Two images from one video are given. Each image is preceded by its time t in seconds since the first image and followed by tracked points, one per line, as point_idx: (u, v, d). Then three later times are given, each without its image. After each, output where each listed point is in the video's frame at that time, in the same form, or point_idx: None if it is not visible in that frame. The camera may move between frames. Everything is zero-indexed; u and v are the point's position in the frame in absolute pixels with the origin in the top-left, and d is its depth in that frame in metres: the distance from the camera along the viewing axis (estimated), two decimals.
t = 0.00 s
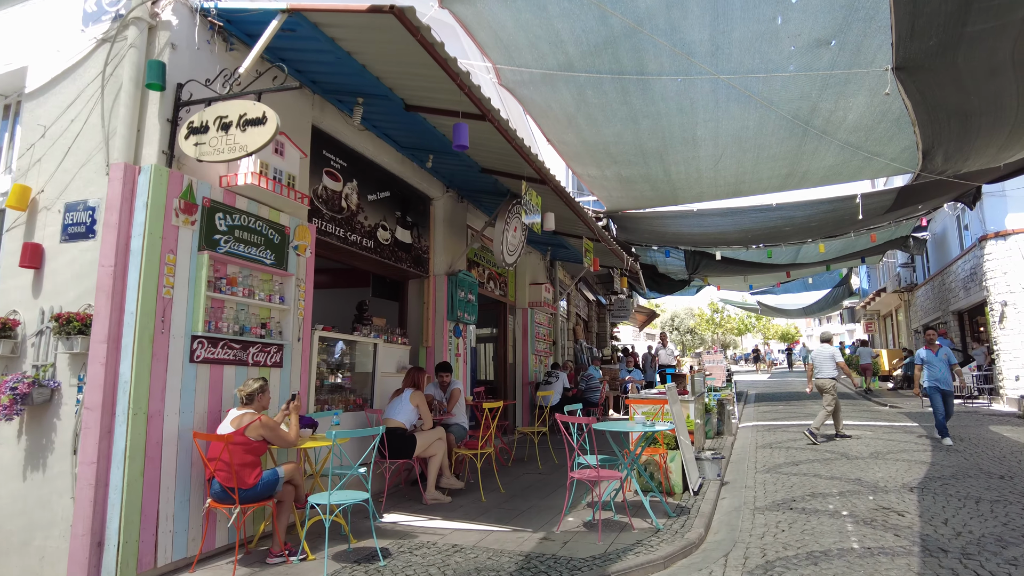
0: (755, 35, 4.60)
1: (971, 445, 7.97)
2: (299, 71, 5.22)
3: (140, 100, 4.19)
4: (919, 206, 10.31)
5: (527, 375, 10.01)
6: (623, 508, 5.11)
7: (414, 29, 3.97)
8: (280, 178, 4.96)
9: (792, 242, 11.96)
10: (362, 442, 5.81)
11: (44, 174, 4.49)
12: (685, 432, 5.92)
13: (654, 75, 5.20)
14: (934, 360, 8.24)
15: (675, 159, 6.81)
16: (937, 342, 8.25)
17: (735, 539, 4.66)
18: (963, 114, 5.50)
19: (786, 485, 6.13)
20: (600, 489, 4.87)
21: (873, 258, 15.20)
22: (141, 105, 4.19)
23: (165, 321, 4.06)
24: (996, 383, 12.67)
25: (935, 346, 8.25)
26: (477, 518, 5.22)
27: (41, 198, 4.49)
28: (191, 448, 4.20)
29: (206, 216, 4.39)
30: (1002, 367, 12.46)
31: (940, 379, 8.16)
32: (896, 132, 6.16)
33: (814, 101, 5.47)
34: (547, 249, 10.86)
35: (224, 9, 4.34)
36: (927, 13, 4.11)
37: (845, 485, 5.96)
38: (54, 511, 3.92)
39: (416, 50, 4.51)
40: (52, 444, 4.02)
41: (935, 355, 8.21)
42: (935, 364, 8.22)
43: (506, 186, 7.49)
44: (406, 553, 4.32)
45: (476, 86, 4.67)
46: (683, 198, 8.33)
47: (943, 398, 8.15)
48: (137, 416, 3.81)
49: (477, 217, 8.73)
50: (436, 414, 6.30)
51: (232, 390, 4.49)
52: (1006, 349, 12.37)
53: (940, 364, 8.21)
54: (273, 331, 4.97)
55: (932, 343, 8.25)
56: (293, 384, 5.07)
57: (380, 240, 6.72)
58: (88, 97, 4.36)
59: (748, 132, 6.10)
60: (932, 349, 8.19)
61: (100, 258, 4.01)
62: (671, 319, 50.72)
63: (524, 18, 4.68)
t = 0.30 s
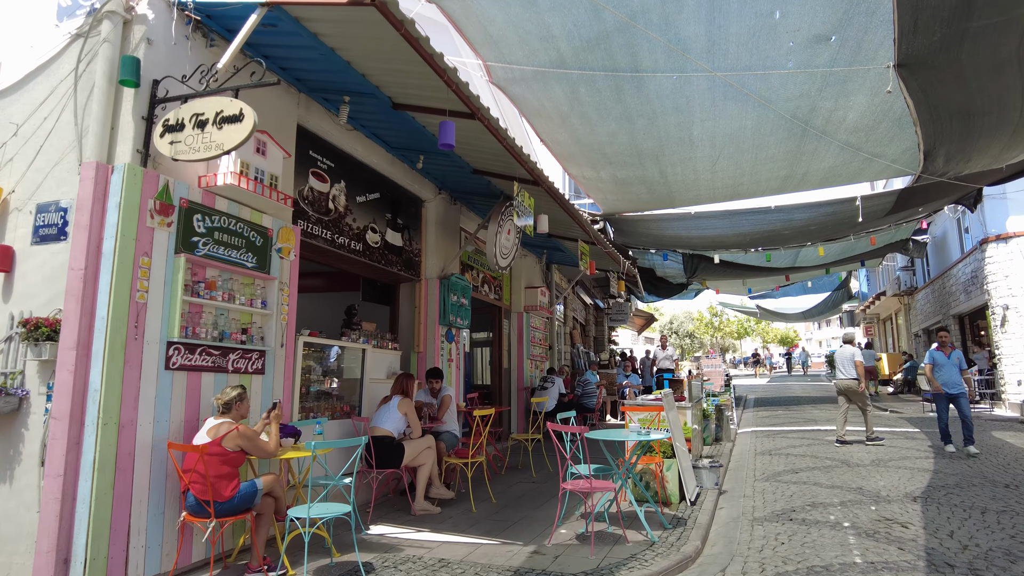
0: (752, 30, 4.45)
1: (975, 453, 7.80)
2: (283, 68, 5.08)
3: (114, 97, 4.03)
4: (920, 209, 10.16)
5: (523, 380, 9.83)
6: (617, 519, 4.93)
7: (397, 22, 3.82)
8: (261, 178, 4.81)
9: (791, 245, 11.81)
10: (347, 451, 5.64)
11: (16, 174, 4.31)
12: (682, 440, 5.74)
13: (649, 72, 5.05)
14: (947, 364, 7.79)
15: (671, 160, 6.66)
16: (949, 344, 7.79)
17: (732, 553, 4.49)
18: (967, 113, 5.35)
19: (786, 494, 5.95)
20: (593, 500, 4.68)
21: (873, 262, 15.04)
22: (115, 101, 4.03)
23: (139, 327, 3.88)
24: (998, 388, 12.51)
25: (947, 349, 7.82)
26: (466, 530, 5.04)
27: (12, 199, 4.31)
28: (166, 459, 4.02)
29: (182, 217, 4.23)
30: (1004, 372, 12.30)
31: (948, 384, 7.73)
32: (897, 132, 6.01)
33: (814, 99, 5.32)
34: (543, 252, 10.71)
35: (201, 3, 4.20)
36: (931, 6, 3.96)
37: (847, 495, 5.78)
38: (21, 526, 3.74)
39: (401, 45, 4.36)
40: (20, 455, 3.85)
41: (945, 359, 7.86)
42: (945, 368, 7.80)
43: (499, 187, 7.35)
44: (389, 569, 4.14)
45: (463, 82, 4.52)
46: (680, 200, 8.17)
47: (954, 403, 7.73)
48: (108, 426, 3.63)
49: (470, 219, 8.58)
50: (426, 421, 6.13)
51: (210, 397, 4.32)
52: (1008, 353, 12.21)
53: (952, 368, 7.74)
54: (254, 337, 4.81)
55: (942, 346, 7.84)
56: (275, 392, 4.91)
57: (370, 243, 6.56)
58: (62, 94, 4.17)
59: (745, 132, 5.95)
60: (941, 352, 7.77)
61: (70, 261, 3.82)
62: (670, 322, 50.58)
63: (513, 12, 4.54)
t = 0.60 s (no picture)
0: (749, 28, 4.35)
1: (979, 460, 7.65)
2: (270, 69, 5.00)
3: (93, 96, 3.91)
4: (920, 213, 10.05)
5: (519, 387, 9.67)
6: (613, 531, 4.79)
7: (383, 20, 3.72)
8: (246, 180, 4.71)
9: (790, 249, 11.70)
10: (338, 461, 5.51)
11: None
12: (680, 448, 5.60)
13: (645, 72, 4.94)
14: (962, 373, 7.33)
15: (668, 162, 6.55)
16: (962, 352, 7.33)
17: (731, 565, 4.34)
18: (969, 114, 5.24)
19: (786, 503, 5.80)
20: (588, 511, 4.53)
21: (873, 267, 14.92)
22: (94, 100, 3.91)
23: (117, 332, 3.75)
24: (1001, 394, 12.36)
25: (963, 356, 7.36)
26: (458, 542, 4.89)
27: None
28: (145, 470, 3.87)
29: (164, 220, 4.10)
30: (1007, 378, 12.15)
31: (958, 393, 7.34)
32: (898, 133, 5.90)
33: (813, 99, 5.21)
34: (540, 257, 10.58)
35: (184, 1, 4.10)
36: (934, 2, 3.85)
37: (849, 505, 5.63)
38: None
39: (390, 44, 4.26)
40: None
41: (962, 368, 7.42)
42: (959, 377, 7.37)
43: (494, 190, 7.23)
44: None
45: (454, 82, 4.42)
46: (678, 204, 8.06)
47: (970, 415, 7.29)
48: (82, 436, 3.48)
49: (466, 223, 8.46)
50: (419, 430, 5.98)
51: (192, 406, 4.19)
52: (1010, 359, 12.08)
53: (964, 377, 7.30)
54: (239, 343, 4.70)
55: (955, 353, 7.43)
56: (260, 400, 4.78)
57: (361, 247, 6.44)
58: (39, 94, 4.05)
59: (743, 133, 5.84)
60: (952, 360, 7.37)
61: (45, 265, 3.69)
62: (670, 327, 50.45)
63: (505, 11, 4.43)
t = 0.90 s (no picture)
0: (752, 17, 4.21)
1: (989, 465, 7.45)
2: (260, 62, 4.91)
3: (72, 85, 3.78)
4: (925, 215, 9.89)
5: (518, 392, 9.46)
6: (613, 539, 4.60)
7: (373, 6, 3.58)
8: (233, 175, 4.57)
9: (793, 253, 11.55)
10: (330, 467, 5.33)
11: None
12: (682, 454, 5.41)
13: (644, 65, 4.81)
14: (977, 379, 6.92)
15: (669, 160, 6.40)
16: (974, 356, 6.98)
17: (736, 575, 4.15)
18: (977, 109, 5.10)
19: (791, 510, 5.60)
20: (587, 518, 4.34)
21: (876, 271, 14.74)
22: (74, 90, 3.77)
23: (95, 330, 3.59)
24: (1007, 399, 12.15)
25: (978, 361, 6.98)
26: (452, 550, 4.71)
27: None
28: (123, 474, 3.71)
29: (146, 215, 3.96)
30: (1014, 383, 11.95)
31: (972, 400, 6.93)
32: (904, 130, 5.76)
33: (818, 94, 5.07)
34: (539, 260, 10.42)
35: None
36: None
37: (856, 511, 5.40)
38: None
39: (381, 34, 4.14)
40: None
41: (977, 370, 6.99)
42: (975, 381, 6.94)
43: (491, 189, 7.09)
44: None
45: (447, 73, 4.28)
46: (679, 205, 7.91)
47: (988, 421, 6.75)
48: (55, 438, 3.32)
49: (462, 224, 8.31)
50: (413, 434, 5.81)
51: (175, 407, 4.03)
52: (1016, 363, 11.88)
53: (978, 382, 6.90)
54: (225, 343, 4.55)
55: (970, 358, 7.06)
56: (247, 402, 4.62)
57: (355, 246, 6.29)
58: (18, 84, 3.91)
59: (746, 129, 5.69)
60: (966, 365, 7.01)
61: (20, 260, 3.54)
62: (671, 334, 50.24)
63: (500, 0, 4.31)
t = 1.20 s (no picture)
0: None
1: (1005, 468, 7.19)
2: (248, 48, 4.73)
3: (45, 67, 3.57)
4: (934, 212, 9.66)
5: (518, 393, 9.21)
6: (616, 547, 4.36)
7: None
8: (219, 165, 4.37)
9: (798, 251, 11.32)
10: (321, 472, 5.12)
11: None
12: (688, 456, 5.17)
13: (649, 50, 4.60)
14: (999, 378, 6.49)
15: (674, 152, 6.19)
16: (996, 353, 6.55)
17: None
18: (994, 100, 4.86)
19: (801, 516, 5.22)
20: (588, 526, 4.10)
21: (881, 270, 14.48)
22: (46, 72, 3.57)
23: (66, 326, 3.38)
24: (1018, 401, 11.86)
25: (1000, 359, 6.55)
26: (446, 558, 4.47)
27: None
28: (98, 479, 3.50)
29: (125, 205, 3.75)
30: None
31: (995, 401, 6.48)
32: (918, 120, 5.54)
33: (830, 81, 4.85)
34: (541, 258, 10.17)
35: None
36: None
37: (867, 517, 4.99)
38: None
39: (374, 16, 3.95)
40: None
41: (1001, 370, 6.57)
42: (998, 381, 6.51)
43: (489, 183, 6.88)
44: None
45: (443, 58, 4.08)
46: (683, 201, 7.69)
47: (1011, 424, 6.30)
48: (22, 440, 3.11)
49: (461, 221, 8.09)
50: (409, 437, 5.60)
51: (155, 408, 3.83)
52: None
53: (1000, 382, 6.47)
54: (209, 340, 4.34)
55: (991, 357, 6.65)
56: (231, 402, 4.42)
57: (349, 242, 6.08)
58: None
59: (755, 119, 5.48)
60: (988, 364, 6.60)
61: None
62: (672, 334, 49.98)
63: None
